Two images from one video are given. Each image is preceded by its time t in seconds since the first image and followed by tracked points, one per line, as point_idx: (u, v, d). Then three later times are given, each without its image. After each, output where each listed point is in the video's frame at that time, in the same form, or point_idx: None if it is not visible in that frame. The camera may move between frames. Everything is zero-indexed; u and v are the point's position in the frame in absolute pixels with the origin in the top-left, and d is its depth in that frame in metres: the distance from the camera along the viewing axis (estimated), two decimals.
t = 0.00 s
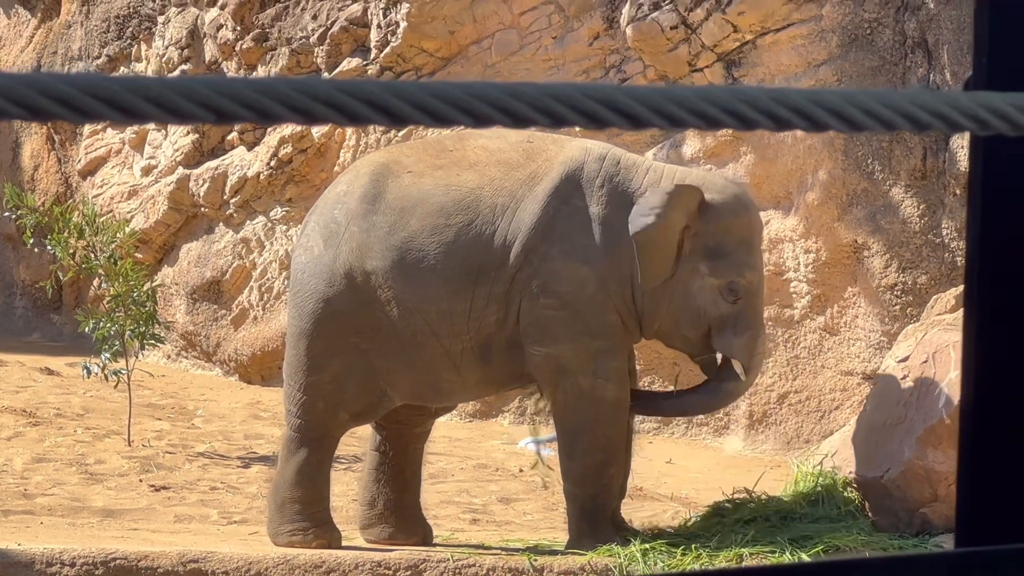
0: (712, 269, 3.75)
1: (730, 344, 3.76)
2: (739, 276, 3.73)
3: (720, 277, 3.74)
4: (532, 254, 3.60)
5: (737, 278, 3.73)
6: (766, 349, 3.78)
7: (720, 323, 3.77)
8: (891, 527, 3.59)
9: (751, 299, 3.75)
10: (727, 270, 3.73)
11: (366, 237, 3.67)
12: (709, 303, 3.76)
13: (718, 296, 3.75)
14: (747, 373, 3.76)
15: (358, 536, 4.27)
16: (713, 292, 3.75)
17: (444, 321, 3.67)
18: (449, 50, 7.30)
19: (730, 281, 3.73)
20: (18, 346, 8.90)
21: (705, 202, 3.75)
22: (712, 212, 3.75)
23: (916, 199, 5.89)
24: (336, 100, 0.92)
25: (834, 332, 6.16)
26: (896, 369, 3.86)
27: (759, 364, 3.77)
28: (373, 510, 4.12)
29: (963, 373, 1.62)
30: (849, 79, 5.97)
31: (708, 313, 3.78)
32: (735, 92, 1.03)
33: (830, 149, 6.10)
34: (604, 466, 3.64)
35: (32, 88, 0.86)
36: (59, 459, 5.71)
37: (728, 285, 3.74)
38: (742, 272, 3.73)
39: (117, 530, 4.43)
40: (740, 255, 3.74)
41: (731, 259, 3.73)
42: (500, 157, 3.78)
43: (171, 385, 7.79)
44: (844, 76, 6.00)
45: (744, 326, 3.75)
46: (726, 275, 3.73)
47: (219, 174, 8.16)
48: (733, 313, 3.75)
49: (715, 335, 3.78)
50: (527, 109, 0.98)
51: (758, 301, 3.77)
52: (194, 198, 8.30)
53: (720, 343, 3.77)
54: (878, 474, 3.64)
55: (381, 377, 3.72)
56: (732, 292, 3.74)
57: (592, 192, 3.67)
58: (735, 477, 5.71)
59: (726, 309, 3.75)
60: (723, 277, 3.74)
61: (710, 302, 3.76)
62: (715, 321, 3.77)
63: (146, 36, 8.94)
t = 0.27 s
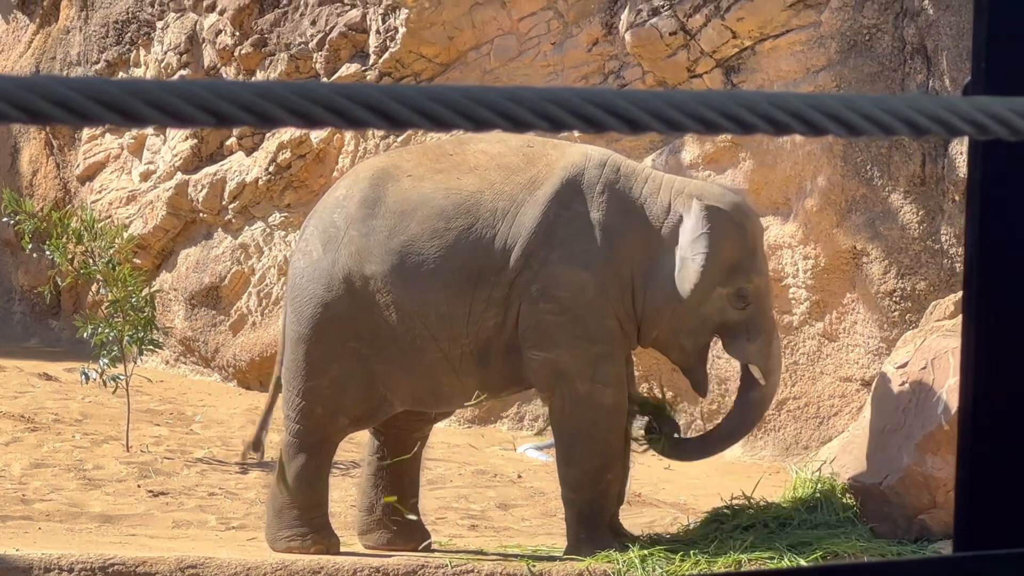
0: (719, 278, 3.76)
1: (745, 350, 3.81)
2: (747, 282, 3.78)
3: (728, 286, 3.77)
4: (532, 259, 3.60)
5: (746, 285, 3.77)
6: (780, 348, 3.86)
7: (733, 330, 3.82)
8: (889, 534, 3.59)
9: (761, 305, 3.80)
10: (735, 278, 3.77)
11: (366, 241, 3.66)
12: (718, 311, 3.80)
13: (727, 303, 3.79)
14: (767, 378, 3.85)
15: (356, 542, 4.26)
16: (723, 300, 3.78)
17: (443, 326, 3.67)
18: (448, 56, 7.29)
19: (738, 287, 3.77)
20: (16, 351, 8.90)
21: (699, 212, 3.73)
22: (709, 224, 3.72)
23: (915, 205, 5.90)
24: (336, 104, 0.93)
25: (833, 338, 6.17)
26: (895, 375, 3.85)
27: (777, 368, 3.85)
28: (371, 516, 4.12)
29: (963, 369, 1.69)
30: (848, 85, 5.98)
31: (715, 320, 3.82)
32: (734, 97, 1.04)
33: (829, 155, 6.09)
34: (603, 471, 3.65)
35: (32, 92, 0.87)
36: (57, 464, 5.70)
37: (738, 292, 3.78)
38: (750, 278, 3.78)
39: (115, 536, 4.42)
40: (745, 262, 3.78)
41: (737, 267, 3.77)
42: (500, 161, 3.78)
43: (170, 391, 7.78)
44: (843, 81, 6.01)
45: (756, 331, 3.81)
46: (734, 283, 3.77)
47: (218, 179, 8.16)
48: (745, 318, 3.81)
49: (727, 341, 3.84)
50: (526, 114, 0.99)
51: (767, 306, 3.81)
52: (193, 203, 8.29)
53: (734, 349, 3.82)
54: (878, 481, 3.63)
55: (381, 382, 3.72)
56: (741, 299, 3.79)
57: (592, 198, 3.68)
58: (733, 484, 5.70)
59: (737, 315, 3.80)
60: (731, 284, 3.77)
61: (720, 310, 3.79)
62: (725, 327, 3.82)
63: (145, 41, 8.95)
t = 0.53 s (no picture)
0: (719, 276, 3.77)
1: (757, 344, 3.77)
2: (749, 277, 3.76)
3: (730, 283, 3.76)
4: (532, 263, 3.60)
5: (748, 280, 3.76)
6: (795, 339, 3.81)
7: (741, 326, 3.79)
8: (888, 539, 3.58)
9: (765, 297, 3.78)
10: (736, 274, 3.76)
11: (365, 246, 3.66)
12: (721, 309, 3.80)
13: (731, 299, 3.78)
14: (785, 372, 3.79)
15: (354, 547, 4.26)
16: (726, 298, 3.78)
17: (442, 330, 3.68)
18: (447, 60, 7.31)
19: (741, 283, 3.76)
20: (15, 355, 8.90)
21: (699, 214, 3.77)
22: (708, 224, 3.77)
23: (914, 210, 5.89)
24: (335, 106, 0.94)
25: (832, 343, 6.18)
26: (894, 380, 3.86)
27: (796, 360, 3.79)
28: (370, 520, 4.12)
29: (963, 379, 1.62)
30: (847, 89, 5.99)
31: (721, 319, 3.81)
32: (732, 100, 1.05)
33: (827, 160, 6.09)
34: (603, 475, 3.65)
35: (31, 93, 0.87)
36: (56, 468, 5.70)
37: (741, 287, 3.76)
38: (751, 272, 3.76)
39: (113, 540, 4.42)
40: (744, 258, 3.77)
41: (737, 263, 3.76)
42: (499, 166, 3.78)
43: (169, 395, 7.79)
44: (842, 86, 6.02)
45: (766, 323, 3.77)
46: (736, 280, 3.76)
47: (217, 183, 8.17)
48: (751, 313, 3.78)
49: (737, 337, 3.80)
50: (524, 116, 0.99)
51: (773, 298, 3.79)
52: (192, 208, 8.30)
53: (747, 344, 3.78)
54: (877, 485, 3.63)
55: (380, 386, 3.73)
56: (745, 294, 3.77)
57: (591, 201, 3.67)
58: (732, 488, 5.70)
59: (742, 312, 3.78)
60: (733, 281, 3.76)
61: (724, 307, 3.79)
62: (733, 324, 3.80)
63: (144, 45, 8.96)
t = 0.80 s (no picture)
0: (719, 275, 3.75)
1: (761, 341, 3.79)
2: (749, 275, 3.75)
3: (729, 281, 3.75)
4: (533, 265, 3.61)
5: (747, 278, 3.75)
6: (799, 332, 3.84)
7: (744, 324, 3.79)
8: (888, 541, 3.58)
9: (766, 293, 3.78)
10: (735, 273, 3.74)
11: (367, 249, 3.67)
12: (723, 309, 3.78)
13: (732, 297, 3.77)
14: (791, 367, 3.85)
15: (355, 549, 4.27)
16: (726, 296, 3.77)
17: (444, 333, 3.68)
18: (448, 62, 7.32)
19: (741, 282, 3.75)
20: (16, 357, 8.90)
21: (695, 214, 3.73)
22: (705, 224, 3.72)
23: (914, 212, 5.90)
24: (337, 110, 0.94)
25: (833, 345, 6.18)
26: (894, 382, 3.86)
27: (801, 354, 3.84)
28: (370, 522, 4.12)
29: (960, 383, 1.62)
30: (848, 92, 6.00)
31: (725, 318, 3.79)
32: (732, 102, 1.05)
33: (828, 162, 6.11)
34: (604, 477, 3.65)
35: (32, 96, 0.87)
36: (57, 470, 5.70)
37: (741, 285, 3.75)
38: (751, 271, 3.74)
39: (114, 542, 4.42)
40: (743, 256, 3.75)
41: (736, 261, 3.74)
42: (500, 169, 3.79)
43: (170, 397, 7.79)
44: (842, 89, 6.03)
45: (769, 319, 3.79)
46: (735, 278, 3.74)
47: (218, 185, 8.17)
48: (752, 311, 3.78)
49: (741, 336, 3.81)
50: (524, 118, 0.99)
51: (775, 294, 3.79)
52: (192, 209, 8.30)
53: (750, 342, 3.80)
54: (877, 486, 3.63)
55: (381, 389, 3.73)
56: (746, 292, 3.77)
57: (591, 205, 3.70)
58: (733, 491, 5.70)
59: (744, 310, 3.78)
60: (733, 280, 3.75)
61: (726, 306, 3.78)
62: (736, 324, 3.80)
63: (145, 47, 8.96)
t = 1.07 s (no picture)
0: (715, 280, 3.75)
1: (756, 349, 3.76)
2: (746, 282, 3.73)
3: (726, 287, 3.74)
4: (535, 267, 3.61)
5: (744, 286, 3.73)
6: (796, 347, 3.80)
7: (740, 333, 3.76)
8: (889, 543, 3.57)
9: (763, 301, 3.76)
10: (732, 279, 3.73)
11: (369, 251, 3.67)
12: (722, 316, 3.76)
13: (729, 305, 3.76)
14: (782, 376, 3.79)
15: (356, 550, 4.27)
16: (724, 302, 3.76)
17: (446, 335, 3.68)
18: (449, 65, 7.33)
19: (738, 289, 3.73)
20: (17, 359, 8.91)
21: (695, 219, 3.75)
22: (704, 229, 3.74)
23: (915, 215, 5.89)
24: (341, 110, 0.94)
25: (833, 347, 6.18)
26: (895, 384, 3.86)
27: (794, 364, 3.78)
28: (371, 523, 4.12)
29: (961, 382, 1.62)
30: (850, 94, 6.01)
31: (724, 326, 3.77)
32: (734, 104, 1.05)
33: (829, 164, 6.12)
34: (605, 479, 3.65)
35: (36, 95, 0.86)
36: (58, 472, 5.70)
37: (737, 292, 3.74)
38: (748, 278, 3.73)
39: (115, 543, 4.42)
40: (741, 263, 3.74)
41: (734, 267, 3.74)
42: (503, 171, 3.80)
43: (171, 399, 7.80)
44: (844, 91, 6.04)
45: (764, 327, 3.76)
46: (732, 285, 3.73)
47: (219, 187, 8.17)
48: (749, 319, 3.76)
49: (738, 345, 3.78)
50: (528, 120, 0.99)
51: (772, 302, 3.77)
52: (193, 211, 8.31)
53: (745, 350, 3.77)
54: (878, 488, 3.63)
55: (383, 391, 3.73)
56: (743, 300, 3.75)
57: (594, 207, 3.71)
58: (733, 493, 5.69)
59: (740, 318, 3.75)
60: (730, 286, 3.74)
61: (723, 313, 3.76)
62: (735, 332, 3.76)
63: (146, 49, 8.98)
